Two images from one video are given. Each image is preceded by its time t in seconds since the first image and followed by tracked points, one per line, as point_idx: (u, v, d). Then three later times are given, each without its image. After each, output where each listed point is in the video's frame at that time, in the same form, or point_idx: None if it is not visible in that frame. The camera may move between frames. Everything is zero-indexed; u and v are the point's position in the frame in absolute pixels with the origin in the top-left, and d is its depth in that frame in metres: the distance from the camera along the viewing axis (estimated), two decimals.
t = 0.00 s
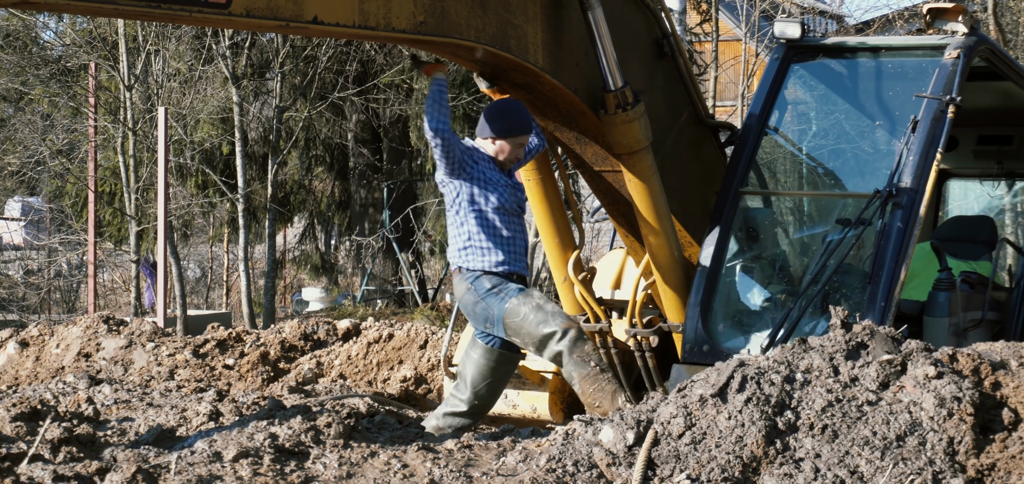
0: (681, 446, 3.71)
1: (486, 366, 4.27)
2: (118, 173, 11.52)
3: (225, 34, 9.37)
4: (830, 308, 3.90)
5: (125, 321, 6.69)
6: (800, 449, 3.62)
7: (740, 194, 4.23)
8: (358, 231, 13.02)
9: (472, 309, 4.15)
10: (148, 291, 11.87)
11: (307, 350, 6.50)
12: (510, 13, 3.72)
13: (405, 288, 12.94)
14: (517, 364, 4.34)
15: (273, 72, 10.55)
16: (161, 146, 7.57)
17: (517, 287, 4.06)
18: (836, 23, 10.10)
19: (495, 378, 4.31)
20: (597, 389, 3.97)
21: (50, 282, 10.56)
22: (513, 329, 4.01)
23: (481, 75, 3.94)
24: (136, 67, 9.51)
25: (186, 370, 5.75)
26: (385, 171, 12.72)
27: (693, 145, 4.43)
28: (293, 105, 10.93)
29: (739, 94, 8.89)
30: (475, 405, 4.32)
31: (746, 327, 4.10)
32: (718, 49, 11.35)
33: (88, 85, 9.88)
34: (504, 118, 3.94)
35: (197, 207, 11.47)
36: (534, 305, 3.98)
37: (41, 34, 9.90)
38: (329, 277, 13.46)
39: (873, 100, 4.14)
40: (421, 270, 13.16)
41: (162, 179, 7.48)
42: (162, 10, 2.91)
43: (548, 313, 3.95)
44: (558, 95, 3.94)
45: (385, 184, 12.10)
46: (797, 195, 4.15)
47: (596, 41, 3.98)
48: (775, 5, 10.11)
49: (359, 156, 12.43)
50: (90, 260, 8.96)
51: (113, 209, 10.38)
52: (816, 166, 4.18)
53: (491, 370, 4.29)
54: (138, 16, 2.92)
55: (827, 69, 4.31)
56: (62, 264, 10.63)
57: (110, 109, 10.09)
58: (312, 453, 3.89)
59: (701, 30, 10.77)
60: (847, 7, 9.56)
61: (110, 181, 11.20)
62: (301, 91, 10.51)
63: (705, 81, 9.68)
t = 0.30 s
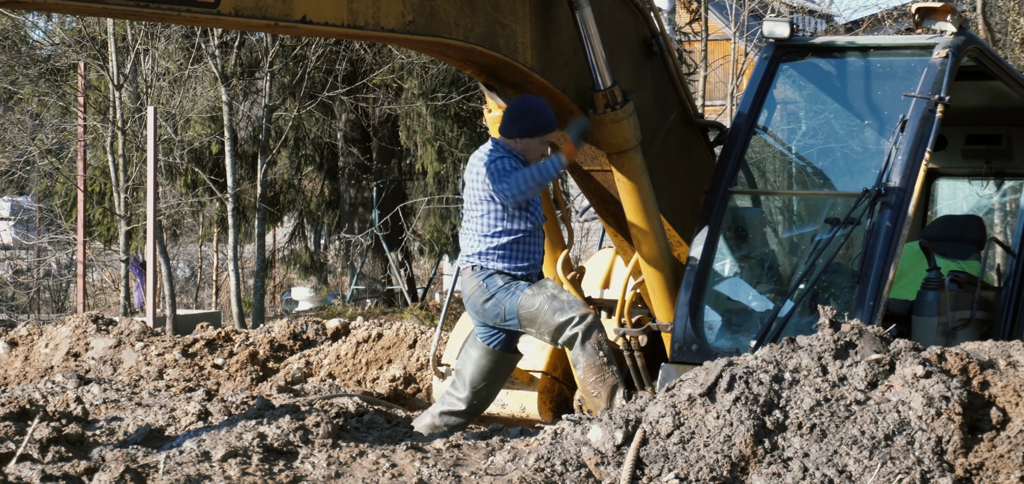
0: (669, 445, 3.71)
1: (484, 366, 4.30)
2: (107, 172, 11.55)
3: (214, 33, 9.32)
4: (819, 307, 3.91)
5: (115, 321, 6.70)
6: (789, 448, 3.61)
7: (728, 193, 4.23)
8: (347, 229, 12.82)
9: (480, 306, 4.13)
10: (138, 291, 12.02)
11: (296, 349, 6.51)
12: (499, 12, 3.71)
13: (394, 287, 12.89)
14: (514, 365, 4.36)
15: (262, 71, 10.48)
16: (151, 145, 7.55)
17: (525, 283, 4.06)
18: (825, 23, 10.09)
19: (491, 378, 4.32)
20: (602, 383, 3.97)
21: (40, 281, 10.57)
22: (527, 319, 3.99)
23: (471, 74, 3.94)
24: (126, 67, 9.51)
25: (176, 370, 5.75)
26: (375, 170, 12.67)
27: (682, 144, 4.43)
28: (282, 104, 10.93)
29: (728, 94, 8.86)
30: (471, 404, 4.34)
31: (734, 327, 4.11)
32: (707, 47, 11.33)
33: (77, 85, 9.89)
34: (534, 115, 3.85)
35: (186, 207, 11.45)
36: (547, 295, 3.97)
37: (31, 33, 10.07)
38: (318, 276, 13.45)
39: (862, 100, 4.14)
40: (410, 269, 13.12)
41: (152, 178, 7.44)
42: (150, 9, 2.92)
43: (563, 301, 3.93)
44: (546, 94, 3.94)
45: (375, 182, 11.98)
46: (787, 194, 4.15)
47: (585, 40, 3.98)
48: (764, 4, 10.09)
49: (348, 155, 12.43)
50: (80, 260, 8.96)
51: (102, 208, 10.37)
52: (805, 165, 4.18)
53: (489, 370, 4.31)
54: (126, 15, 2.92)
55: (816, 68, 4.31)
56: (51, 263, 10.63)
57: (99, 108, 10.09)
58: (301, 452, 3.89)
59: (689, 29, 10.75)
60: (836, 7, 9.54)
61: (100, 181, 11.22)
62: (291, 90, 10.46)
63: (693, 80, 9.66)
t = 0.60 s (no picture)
0: (657, 445, 3.70)
1: (482, 382, 4.29)
2: (96, 172, 11.56)
3: (203, 32, 9.28)
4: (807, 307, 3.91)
5: (104, 320, 6.70)
6: (777, 448, 3.61)
7: (717, 193, 4.23)
8: (336, 229, 12.78)
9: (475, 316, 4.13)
10: (127, 290, 11.99)
11: (285, 349, 6.51)
12: (487, 12, 3.71)
13: (383, 287, 12.79)
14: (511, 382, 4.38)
15: (251, 71, 10.39)
16: (140, 145, 7.55)
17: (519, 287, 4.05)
18: (813, 23, 10.09)
19: (490, 395, 4.31)
20: (597, 380, 3.98)
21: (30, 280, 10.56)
22: (524, 322, 3.99)
23: (459, 74, 3.94)
24: (114, 67, 9.49)
25: (164, 369, 5.75)
26: (363, 170, 12.62)
27: (671, 144, 4.44)
28: (271, 104, 10.93)
29: (717, 93, 8.85)
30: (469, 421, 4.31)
31: (722, 325, 4.10)
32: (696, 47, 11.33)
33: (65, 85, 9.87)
34: (587, 148, 3.83)
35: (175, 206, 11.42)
36: (545, 296, 3.99)
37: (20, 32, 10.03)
38: (306, 275, 13.44)
39: (850, 100, 4.15)
40: (398, 268, 13.07)
41: (140, 178, 7.45)
42: (138, 9, 2.92)
43: (560, 300, 3.95)
44: (534, 94, 3.94)
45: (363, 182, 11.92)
46: (775, 194, 4.16)
47: (573, 40, 3.99)
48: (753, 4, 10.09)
49: (337, 155, 12.39)
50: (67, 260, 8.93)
51: (90, 207, 10.36)
52: (793, 165, 4.19)
53: (487, 387, 4.31)
54: (114, 14, 2.92)
55: (804, 68, 4.32)
56: (41, 262, 10.61)
57: (88, 108, 10.08)
58: (289, 452, 3.89)
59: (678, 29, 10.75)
60: (824, 6, 9.55)
61: (87, 180, 11.23)
62: (279, 90, 10.44)
63: (682, 80, 9.66)
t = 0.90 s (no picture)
0: (644, 444, 3.70)
1: (515, 351, 4.09)
2: (84, 171, 11.55)
3: (191, 31, 9.24)
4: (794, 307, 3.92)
5: (91, 320, 6.69)
6: (764, 447, 3.61)
7: (704, 193, 4.24)
8: (324, 228, 12.80)
9: (513, 279, 3.94)
10: (114, 290, 11.97)
11: (272, 348, 6.49)
12: (475, 12, 3.71)
13: (371, 286, 12.74)
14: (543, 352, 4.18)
15: (239, 70, 10.36)
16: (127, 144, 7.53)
17: (573, 266, 3.88)
18: (801, 23, 10.06)
19: (524, 365, 4.11)
20: (605, 384, 3.99)
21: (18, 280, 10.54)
22: (565, 303, 3.87)
23: (447, 73, 3.94)
24: (102, 66, 9.47)
25: (151, 368, 5.74)
26: (351, 169, 12.57)
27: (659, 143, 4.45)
28: (259, 104, 10.93)
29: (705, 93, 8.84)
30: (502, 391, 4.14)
31: (711, 324, 4.09)
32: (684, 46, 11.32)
33: (53, 84, 9.86)
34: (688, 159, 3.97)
35: (164, 205, 11.39)
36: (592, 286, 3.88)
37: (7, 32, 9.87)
38: (294, 275, 13.42)
39: (837, 99, 4.16)
40: (386, 268, 13.04)
41: (128, 178, 7.45)
42: (125, 8, 2.93)
43: (607, 296, 3.91)
44: (522, 93, 3.94)
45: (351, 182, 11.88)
46: (762, 194, 4.17)
47: (560, 39, 3.99)
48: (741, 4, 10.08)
49: (325, 155, 12.36)
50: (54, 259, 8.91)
51: (77, 207, 10.34)
52: (781, 164, 4.20)
53: (520, 358, 4.11)
54: (100, 13, 2.93)
55: (792, 68, 4.33)
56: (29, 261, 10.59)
57: (75, 107, 10.07)
58: (276, 451, 3.89)
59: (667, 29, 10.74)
60: (812, 6, 9.55)
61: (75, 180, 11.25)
62: (267, 89, 10.41)
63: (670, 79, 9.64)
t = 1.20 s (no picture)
0: (631, 444, 3.68)
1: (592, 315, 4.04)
2: (71, 171, 11.54)
3: (178, 30, 9.21)
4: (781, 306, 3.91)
5: (78, 320, 6.68)
6: (750, 447, 3.60)
7: (691, 193, 4.27)
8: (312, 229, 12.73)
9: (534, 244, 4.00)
10: (102, 290, 11.95)
11: (259, 348, 6.49)
12: (462, 11, 3.68)
13: (359, 287, 12.72)
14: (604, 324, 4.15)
15: (226, 70, 10.34)
16: (114, 143, 7.52)
17: (589, 242, 3.95)
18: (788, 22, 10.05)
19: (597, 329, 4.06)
20: (595, 380, 3.94)
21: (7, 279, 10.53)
22: (570, 283, 3.91)
23: (433, 73, 3.92)
24: (89, 66, 9.46)
25: (138, 368, 5.74)
26: (338, 170, 12.56)
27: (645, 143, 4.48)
28: (246, 103, 10.93)
29: (692, 93, 8.83)
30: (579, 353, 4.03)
31: (699, 324, 4.10)
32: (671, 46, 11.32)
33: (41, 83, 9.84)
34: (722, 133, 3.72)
35: (151, 205, 11.37)
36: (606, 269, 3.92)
37: None
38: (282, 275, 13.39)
39: (825, 99, 4.18)
40: (373, 268, 13.01)
41: (115, 177, 7.45)
42: (112, 8, 2.86)
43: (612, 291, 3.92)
44: (508, 93, 3.94)
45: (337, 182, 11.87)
46: (750, 194, 4.16)
47: (548, 39, 3.98)
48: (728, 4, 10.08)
49: (312, 155, 12.33)
50: (41, 260, 8.89)
51: (64, 206, 10.34)
52: (768, 164, 4.20)
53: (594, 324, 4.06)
54: (87, 13, 2.86)
55: (778, 67, 4.34)
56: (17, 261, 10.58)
57: (62, 106, 10.06)
58: (262, 451, 3.89)
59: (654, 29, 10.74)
60: (799, 6, 9.54)
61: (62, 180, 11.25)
62: (254, 89, 10.39)
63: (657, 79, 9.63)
